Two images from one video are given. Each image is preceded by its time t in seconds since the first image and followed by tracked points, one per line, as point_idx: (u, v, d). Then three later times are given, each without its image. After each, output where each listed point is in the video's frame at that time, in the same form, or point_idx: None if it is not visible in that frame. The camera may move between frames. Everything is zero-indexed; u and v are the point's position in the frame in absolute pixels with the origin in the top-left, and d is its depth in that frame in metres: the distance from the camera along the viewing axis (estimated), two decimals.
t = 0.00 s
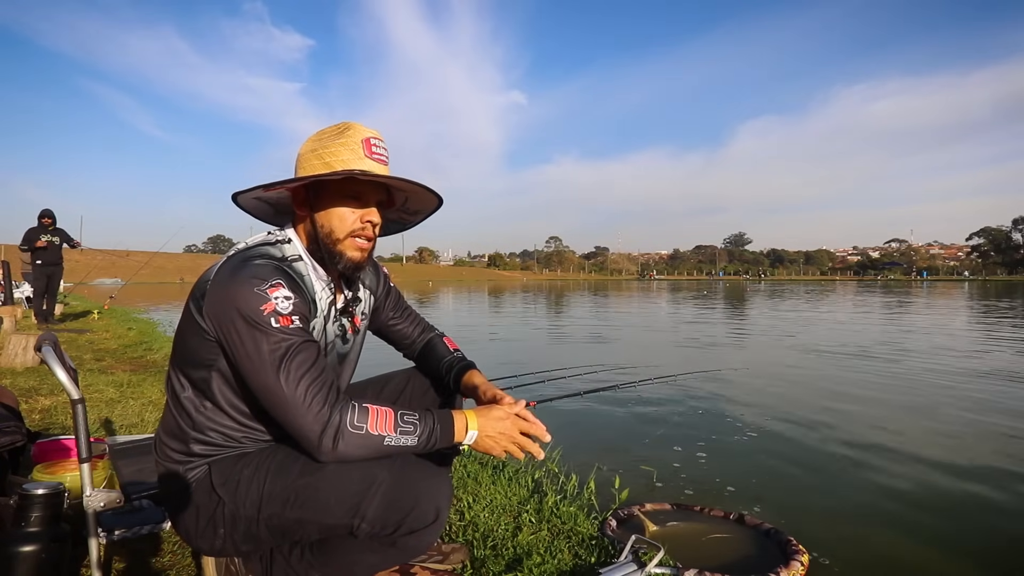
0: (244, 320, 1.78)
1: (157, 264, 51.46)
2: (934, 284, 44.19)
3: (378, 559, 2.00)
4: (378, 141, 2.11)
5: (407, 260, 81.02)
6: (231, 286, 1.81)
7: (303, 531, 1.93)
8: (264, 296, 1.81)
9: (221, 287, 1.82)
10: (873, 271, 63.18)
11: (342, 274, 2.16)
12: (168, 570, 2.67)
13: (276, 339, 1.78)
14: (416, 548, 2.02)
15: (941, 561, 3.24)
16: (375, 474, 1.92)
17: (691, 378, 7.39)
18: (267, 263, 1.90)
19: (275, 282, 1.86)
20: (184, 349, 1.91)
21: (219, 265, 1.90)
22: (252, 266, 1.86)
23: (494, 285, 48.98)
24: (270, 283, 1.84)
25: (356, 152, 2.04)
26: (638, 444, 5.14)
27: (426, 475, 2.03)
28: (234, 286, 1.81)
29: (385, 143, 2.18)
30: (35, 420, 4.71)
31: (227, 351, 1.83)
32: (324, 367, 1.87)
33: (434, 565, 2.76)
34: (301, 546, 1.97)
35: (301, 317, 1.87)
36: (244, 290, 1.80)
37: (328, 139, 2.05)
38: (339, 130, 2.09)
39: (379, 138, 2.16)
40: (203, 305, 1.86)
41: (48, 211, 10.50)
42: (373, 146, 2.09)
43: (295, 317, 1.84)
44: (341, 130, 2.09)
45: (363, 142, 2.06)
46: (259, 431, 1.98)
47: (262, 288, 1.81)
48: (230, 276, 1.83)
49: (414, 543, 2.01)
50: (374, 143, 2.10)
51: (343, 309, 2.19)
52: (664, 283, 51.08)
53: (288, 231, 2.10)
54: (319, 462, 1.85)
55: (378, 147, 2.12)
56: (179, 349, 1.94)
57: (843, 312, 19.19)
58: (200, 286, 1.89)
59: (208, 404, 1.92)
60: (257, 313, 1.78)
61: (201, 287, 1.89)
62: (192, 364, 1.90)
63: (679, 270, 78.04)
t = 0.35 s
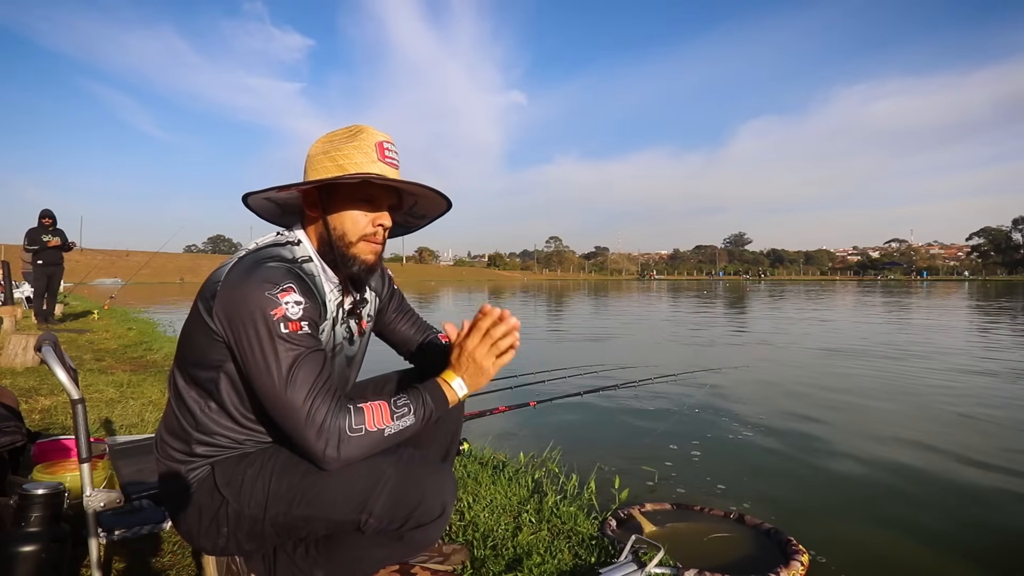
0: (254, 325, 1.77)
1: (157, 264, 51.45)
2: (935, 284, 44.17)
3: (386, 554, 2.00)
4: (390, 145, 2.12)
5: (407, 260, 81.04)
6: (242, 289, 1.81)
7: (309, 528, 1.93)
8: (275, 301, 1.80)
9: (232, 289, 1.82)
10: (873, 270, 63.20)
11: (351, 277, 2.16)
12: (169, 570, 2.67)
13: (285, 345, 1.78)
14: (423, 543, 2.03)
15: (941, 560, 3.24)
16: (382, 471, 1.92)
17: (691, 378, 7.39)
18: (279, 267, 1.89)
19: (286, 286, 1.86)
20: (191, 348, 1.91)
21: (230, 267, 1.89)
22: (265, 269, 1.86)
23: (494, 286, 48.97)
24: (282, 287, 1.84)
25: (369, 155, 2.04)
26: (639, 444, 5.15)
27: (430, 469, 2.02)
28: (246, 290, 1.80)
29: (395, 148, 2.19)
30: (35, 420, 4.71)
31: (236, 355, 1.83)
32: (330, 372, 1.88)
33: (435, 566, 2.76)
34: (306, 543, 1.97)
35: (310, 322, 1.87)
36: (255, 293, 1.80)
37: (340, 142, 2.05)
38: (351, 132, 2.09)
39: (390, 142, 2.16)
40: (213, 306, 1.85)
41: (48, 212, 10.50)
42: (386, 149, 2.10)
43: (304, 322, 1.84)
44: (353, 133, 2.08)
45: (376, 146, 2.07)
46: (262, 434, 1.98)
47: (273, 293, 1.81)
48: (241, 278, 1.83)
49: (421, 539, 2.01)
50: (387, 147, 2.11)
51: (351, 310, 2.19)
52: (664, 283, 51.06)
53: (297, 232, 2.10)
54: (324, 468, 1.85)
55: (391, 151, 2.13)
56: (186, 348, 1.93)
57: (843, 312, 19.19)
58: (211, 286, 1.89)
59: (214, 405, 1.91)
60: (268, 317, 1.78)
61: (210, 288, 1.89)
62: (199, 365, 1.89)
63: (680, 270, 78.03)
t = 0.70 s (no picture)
0: (256, 322, 1.78)
1: (157, 264, 51.44)
2: (935, 284, 44.16)
3: (388, 557, 1.99)
4: (372, 136, 2.09)
5: (407, 260, 81.05)
6: (242, 287, 1.81)
7: (312, 530, 1.92)
8: (277, 298, 1.81)
9: (233, 288, 1.82)
10: (873, 271, 63.23)
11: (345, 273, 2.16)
12: (168, 570, 2.67)
13: (289, 340, 1.78)
14: (426, 548, 2.01)
15: (940, 560, 3.25)
16: (386, 473, 1.92)
17: (690, 378, 7.39)
18: (278, 264, 1.89)
19: (286, 283, 1.86)
20: (192, 348, 1.91)
21: (229, 266, 1.89)
22: (264, 268, 1.86)
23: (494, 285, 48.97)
24: (282, 285, 1.84)
25: (349, 148, 2.03)
26: (639, 444, 5.15)
27: (435, 471, 2.01)
28: (247, 288, 1.80)
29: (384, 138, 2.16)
30: (35, 420, 4.71)
31: (238, 352, 1.83)
32: (334, 367, 1.88)
33: (435, 566, 2.76)
34: (309, 545, 1.97)
35: (312, 318, 1.87)
36: (256, 291, 1.80)
37: (324, 138, 2.08)
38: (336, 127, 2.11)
39: (377, 134, 2.14)
40: (213, 305, 1.85)
41: (49, 212, 10.50)
42: (366, 140, 2.07)
43: (306, 318, 1.85)
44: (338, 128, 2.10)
45: (356, 138, 2.06)
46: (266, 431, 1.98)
47: (274, 290, 1.81)
48: (241, 277, 1.83)
49: (424, 543, 2.00)
50: (368, 138, 2.08)
51: (349, 306, 2.19)
52: (663, 283, 51.05)
53: (292, 230, 2.11)
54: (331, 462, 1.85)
55: (373, 141, 2.10)
56: (187, 348, 1.93)
57: (843, 312, 19.19)
58: (210, 286, 1.89)
59: (216, 404, 1.91)
60: (269, 314, 1.78)
61: (210, 287, 1.88)
62: (200, 364, 1.89)
63: (679, 270, 78.02)
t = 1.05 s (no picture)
0: (247, 324, 1.78)
1: (157, 264, 51.44)
2: (934, 284, 44.16)
3: (385, 555, 1.98)
4: (357, 136, 2.07)
5: (407, 260, 81.06)
6: (236, 288, 1.81)
7: (310, 527, 1.93)
8: (269, 299, 1.81)
9: (226, 289, 1.82)
10: (873, 271, 63.26)
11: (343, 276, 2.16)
12: (169, 570, 2.67)
13: (279, 343, 1.78)
14: (423, 545, 2.00)
15: (940, 560, 3.25)
16: (381, 470, 1.92)
17: (690, 378, 7.39)
18: (273, 266, 1.90)
19: (279, 285, 1.86)
20: (189, 349, 1.91)
21: (225, 267, 1.89)
22: (258, 269, 1.86)
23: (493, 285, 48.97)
24: (275, 286, 1.84)
25: (333, 149, 2.05)
26: (639, 444, 5.15)
27: (431, 468, 2.01)
28: (240, 289, 1.80)
29: (375, 138, 2.13)
30: (35, 420, 4.71)
31: (232, 353, 1.83)
32: (325, 370, 1.87)
33: (435, 566, 2.76)
34: (307, 543, 1.97)
35: (304, 320, 1.87)
36: (248, 292, 1.80)
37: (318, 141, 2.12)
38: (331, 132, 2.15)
39: (367, 133, 2.12)
40: (208, 306, 1.85)
41: (49, 212, 10.49)
42: (350, 140, 2.06)
43: (298, 320, 1.85)
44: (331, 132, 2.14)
45: (340, 138, 2.06)
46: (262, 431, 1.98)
47: (266, 291, 1.81)
48: (235, 277, 1.83)
49: (421, 539, 1.99)
50: (352, 137, 2.06)
51: (345, 309, 2.19)
52: (663, 283, 51.05)
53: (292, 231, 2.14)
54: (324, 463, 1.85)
55: (359, 141, 2.08)
56: (184, 348, 1.93)
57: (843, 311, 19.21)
58: (206, 287, 1.89)
59: (212, 404, 1.91)
60: (260, 315, 1.78)
61: (207, 288, 1.88)
62: (197, 364, 1.90)
63: (680, 270, 78.03)
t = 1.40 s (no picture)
0: (244, 323, 1.78)
1: (157, 264, 51.42)
2: (935, 284, 44.14)
3: (380, 559, 1.98)
4: (364, 139, 2.08)
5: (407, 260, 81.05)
6: (234, 288, 1.81)
7: (305, 530, 1.93)
8: (265, 300, 1.81)
9: (224, 289, 1.82)
10: (873, 271, 63.27)
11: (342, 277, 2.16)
12: (169, 570, 2.67)
13: (274, 343, 1.78)
14: (418, 549, 2.00)
15: (941, 560, 3.25)
16: (376, 474, 1.92)
17: (691, 378, 7.39)
18: (270, 267, 1.90)
19: (276, 286, 1.86)
20: (187, 348, 1.91)
21: (223, 267, 1.89)
22: (256, 269, 1.86)
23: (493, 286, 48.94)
24: (272, 287, 1.84)
25: (339, 151, 2.05)
26: (638, 444, 5.15)
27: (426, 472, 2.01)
28: (237, 289, 1.81)
29: (381, 141, 2.14)
30: (35, 420, 4.71)
31: (228, 354, 1.84)
32: (321, 371, 1.87)
33: (434, 566, 2.77)
34: (304, 545, 1.97)
35: (301, 321, 1.87)
36: (245, 293, 1.80)
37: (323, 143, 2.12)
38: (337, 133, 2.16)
39: (373, 136, 2.13)
40: (206, 305, 1.85)
41: (49, 212, 10.49)
42: (357, 142, 2.07)
43: (295, 322, 1.85)
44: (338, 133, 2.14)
45: (347, 140, 2.06)
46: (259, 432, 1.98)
47: (263, 292, 1.82)
48: (233, 278, 1.83)
49: (416, 544, 1.99)
50: (359, 140, 2.07)
51: (343, 310, 2.19)
52: (664, 283, 51.03)
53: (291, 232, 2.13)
54: (318, 466, 1.85)
55: (365, 144, 2.08)
56: (182, 348, 1.94)
57: (844, 311, 19.19)
58: (204, 286, 1.89)
59: (210, 404, 1.92)
60: (257, 316, 1.78)
61: (205, 288, 1.88)
62: (195, 363, 1.90)
63: (680, 270, 78.00)
